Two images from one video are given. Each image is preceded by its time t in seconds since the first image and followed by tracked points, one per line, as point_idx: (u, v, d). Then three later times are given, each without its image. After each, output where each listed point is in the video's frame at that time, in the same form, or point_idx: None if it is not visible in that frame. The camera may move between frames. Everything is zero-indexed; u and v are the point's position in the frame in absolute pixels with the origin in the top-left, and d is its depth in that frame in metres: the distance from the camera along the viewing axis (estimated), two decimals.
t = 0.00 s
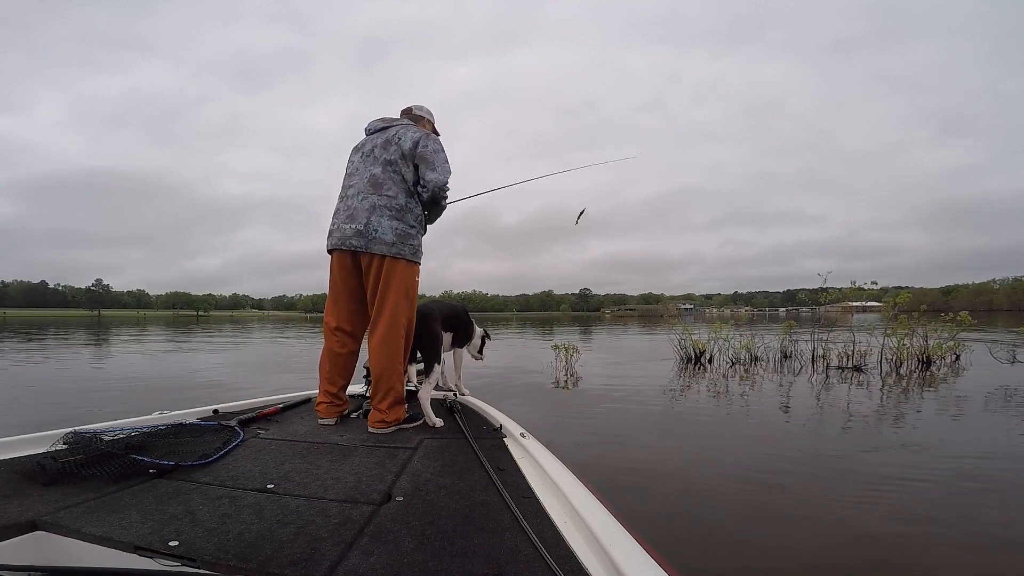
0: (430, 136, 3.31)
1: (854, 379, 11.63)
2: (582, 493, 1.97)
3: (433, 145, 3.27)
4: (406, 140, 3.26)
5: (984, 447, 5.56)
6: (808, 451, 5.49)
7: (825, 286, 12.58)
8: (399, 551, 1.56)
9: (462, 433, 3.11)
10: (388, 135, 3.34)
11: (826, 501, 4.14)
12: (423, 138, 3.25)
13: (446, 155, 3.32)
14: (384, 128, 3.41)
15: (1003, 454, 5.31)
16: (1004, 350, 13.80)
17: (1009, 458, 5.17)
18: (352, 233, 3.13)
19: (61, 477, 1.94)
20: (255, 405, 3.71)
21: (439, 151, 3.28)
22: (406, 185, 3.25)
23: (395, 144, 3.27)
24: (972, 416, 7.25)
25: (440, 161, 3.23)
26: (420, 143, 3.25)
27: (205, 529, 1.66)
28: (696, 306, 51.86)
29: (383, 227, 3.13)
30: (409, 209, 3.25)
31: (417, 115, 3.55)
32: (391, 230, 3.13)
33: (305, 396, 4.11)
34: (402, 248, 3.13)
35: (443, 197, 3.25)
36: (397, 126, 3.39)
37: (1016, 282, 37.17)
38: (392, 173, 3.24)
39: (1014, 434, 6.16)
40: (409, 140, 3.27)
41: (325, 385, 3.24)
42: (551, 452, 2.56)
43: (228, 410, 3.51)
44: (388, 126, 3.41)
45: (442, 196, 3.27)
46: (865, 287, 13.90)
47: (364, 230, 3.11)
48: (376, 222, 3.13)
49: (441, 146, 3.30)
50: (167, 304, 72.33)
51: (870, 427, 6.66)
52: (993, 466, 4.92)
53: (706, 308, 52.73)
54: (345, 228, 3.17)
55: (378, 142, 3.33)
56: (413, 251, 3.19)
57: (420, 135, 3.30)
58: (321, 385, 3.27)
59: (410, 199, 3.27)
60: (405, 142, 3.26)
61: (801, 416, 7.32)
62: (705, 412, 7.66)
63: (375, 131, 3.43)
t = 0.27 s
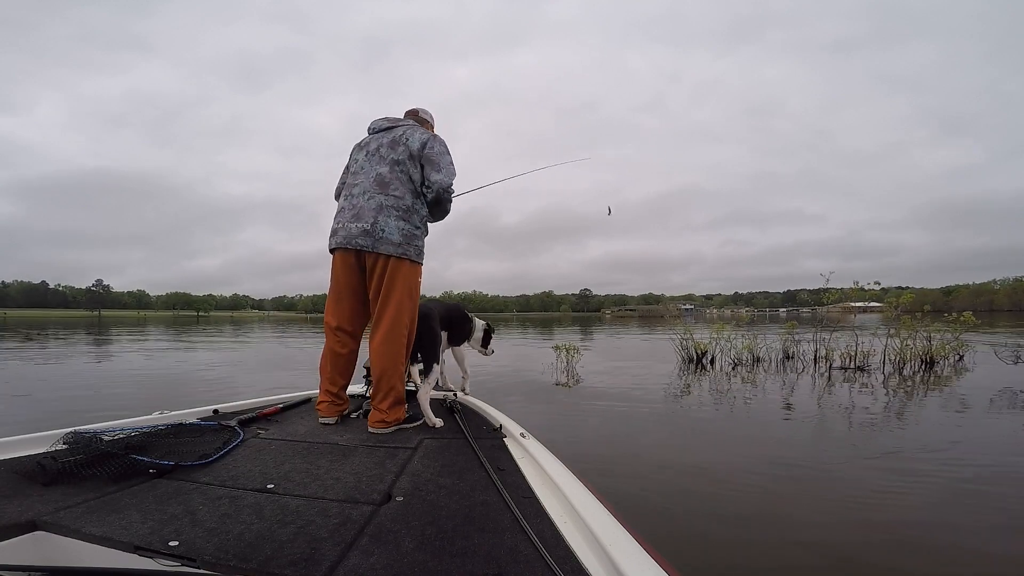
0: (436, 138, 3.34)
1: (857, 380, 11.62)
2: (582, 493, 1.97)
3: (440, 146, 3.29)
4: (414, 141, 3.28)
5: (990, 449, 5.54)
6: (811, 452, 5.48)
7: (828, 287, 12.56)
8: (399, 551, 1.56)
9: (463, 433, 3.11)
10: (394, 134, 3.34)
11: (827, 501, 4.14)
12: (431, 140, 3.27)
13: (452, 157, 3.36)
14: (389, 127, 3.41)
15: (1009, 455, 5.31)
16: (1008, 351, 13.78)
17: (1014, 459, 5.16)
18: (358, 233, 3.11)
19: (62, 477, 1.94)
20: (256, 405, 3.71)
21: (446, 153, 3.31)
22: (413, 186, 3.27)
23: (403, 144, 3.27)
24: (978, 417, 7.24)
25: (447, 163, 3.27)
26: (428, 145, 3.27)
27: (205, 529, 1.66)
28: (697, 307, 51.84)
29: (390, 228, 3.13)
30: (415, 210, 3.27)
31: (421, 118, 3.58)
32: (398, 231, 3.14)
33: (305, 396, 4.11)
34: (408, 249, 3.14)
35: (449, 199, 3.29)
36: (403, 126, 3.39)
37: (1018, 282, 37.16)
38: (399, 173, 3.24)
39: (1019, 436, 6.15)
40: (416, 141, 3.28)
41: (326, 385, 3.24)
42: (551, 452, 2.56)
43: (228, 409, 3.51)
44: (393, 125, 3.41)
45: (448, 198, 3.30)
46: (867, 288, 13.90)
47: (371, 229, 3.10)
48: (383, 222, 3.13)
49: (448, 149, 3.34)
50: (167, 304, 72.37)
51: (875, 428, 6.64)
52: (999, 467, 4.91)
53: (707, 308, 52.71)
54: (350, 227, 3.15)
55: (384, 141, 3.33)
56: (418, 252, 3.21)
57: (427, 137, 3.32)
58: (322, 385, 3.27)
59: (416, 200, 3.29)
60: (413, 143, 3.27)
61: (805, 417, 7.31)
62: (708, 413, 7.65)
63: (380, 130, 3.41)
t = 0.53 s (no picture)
0: (444, 139, 3.36)
1: (860, 381, 11.59)
2: (582, 493, 1.97)
3: (448, 147, 3.32)
4: (422, 141, 3.30)
5: (995, 450, 5.52)
6: (813, 453, 5.48)
7: (830, 287, 12.55)
8: (399, 551, 1.56)
9: (463, 433, 3.11)
10: (402, 134, 3.35)
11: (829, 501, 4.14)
12: (439, 141, 3.30)
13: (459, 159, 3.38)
14: (397, 126, 3.42)
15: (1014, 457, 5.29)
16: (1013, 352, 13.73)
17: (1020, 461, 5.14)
18: (363, 230, 3.10)
19: (62, 477, 1.94)
20: (256, 405, 3.71)
21: (454, 154, 3.34)
22: (420, 186, 3.28)
23: (411, 144, 3.29)
24: (983, 418, 7.23)
25: (455, 165, 3.29)
26: (435, 145, 3.29)
27: (205, 529, 1.66)
28: (698, 307, 51.81)
29: (396, 227, 3.13)
30: (421, 210, 3.28)
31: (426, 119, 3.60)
32: (403, 230, 3.14)
33: (305, 396, 4.11)
34: (413, 249, 3.15)
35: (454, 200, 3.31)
36: (411, 126, 3.41)
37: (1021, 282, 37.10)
38: (407, 172, 3.25)
39: None
40: (424, 141, 3.30)
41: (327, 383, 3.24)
42: (551, 452, 2.55)
43: (228, 410, 3.51)
44: (401, 125, 3.42)
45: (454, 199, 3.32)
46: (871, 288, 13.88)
47: (377, 228, 3.09)
48: (389, 221, 3.12)
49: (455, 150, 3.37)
50: (168, 305, 72.45)
51: (881, 429, 6.63)
52: (1005, 469, 4.89)
53: (709, 309, 52.67)
54: (355, 225, 3.13)
55: (391, 140, 3.33)
56: (422, 253, 3.22)
57: (435, 138, 3.34)
58: (323, 383, 3.27)
59: (422, 200, 3.30)
60: (421, 143, 3.29)
61: (810, 418, 7.29)
62: (711, 414, 7.65)
63: (387, 129, 3.42)
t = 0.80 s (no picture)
0: (450, 141, 3.39)
1: (864, 382, 11.57)
2: (582, 493, 1.97)
3: (454, 149, 3.34)
4: (429, 142, 3.31)
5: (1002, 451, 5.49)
6: (816, 453, 5.46)
7: (834, 287, 12.53)
8: (399, 551, 1.55)
9: (462, 433, 3.11)
10: (408, 133, 3.36)
11: (830, 501, 4.13)
12: (445, 142, 3.32)
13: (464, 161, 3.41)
14: (403, 126, 3.42)
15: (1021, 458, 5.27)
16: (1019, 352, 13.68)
17: None
18: (367, 229, 3.09)
19: (61, 477, 1.94)
20: (256, 405, 3.71)
21: (459, 156, 3.36)
22: (424, 186, 3.29)
23: (417, 144, 3.30)
24: (988, 418, 7.22)
25: (460, 166, 3.32)
26: (442, 147, 3.31)
27: (205, 529, 1.66)
28: (699, 307, 51.76)
29: (401, 226, 3.12)
30: (424, 210, 3.28)
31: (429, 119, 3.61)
32: (407, 230, 3.14)
33: (305, 396, 4.11)
34: (416, 250, 3.15)
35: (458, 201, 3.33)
36: (417, 126, 3.42)
37: None
38: (412, 172, 3.26)
39: None
40: (431, 141, 3.31)
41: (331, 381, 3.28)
42: (551, 452, 2.55)
43: (228, 410, 3.51)
44: (407, 124, 3.43)
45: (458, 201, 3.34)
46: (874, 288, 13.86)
47: (382, 227, 3.08)
48: (394, 220, 3.12)
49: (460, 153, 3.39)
50: (169, 305, 72.48)
51: (886, 429, 6.62)
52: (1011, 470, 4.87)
53: (710, 309, 52.61)
54: (359, 223, 3.12)
55: (397, 138, 3.34)
56: (425, 253, 3.22)
57: (441, 139, 3.36)
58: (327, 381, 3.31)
59: (426, 201, 3.31)
60: (428, 143, 3.30)
61: (814, 419, 7.28)
62: (715, 414, 7.64)
63: (393, 127, 3.42)
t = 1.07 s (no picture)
0: (450, 142, 3.39)
1: (866, 380, 11.54)
2: (582, 492, 1.97)
3: (454, 150, 3.34)
4: (429, 142, 3.31)
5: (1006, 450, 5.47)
6: (818, 452, 5.45)
7: (836, 286, 12.50)
8: (399, 551, 1.55)
9: (462, 433, 3.11)
10: (408, 133, 3.35)
11: (830, 500, 4.13)
12: (445, 143, 3.32)
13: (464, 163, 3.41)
14: (403, 125, 3.42)
15: None
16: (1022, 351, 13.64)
17: None
18: (366, 230, 3.09)
19: (61, 477, 1.94)
20: (256, 405, 3.71)
21: (459, 158, 3.36)
22: (424, 187, 3.29)
23: (417, 144, 3.30)
24: (992, 417, 7.20)
25: (460, 168, 3.32)
26: (442, 148, 3.31)
27: (205, 529, 1.66)
28: (700, 307, 51.70)
29: (400, 228, 3.13)
30: (423, 212, 3.29)
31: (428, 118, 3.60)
32: (406, 232, 3.14)
33: (306, 396, 4.12)
34: (415, 251, 3.15)
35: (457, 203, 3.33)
36: (417, 125, 3.41)
37: None
38: (412, 173, 3.26)
39: None
40: (431, 142, 3.32)
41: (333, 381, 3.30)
42: (551, 452, 2.55)
43: (228, 410, 3.52)
44: (407, 124, 3.42)
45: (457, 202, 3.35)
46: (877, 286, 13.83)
47: (381, 228, 3.08)
48: (393, 221, 3.12)
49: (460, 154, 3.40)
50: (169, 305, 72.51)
51: (890, 428, 6.60)
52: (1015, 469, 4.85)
53: (711, 308, 52.54)
54: (358, 224, 3.11)
55: (397, 138, 3.33)
56: (424, 255, 3.23)
57: (441, 140, 3.36)
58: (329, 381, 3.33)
59: (425, 202, 3.31)
60: (428, 144, 3.31)
61: (817, 417, 7.26)
62: (717, 413, 7.62)
63: (393, 126, 3.42)
